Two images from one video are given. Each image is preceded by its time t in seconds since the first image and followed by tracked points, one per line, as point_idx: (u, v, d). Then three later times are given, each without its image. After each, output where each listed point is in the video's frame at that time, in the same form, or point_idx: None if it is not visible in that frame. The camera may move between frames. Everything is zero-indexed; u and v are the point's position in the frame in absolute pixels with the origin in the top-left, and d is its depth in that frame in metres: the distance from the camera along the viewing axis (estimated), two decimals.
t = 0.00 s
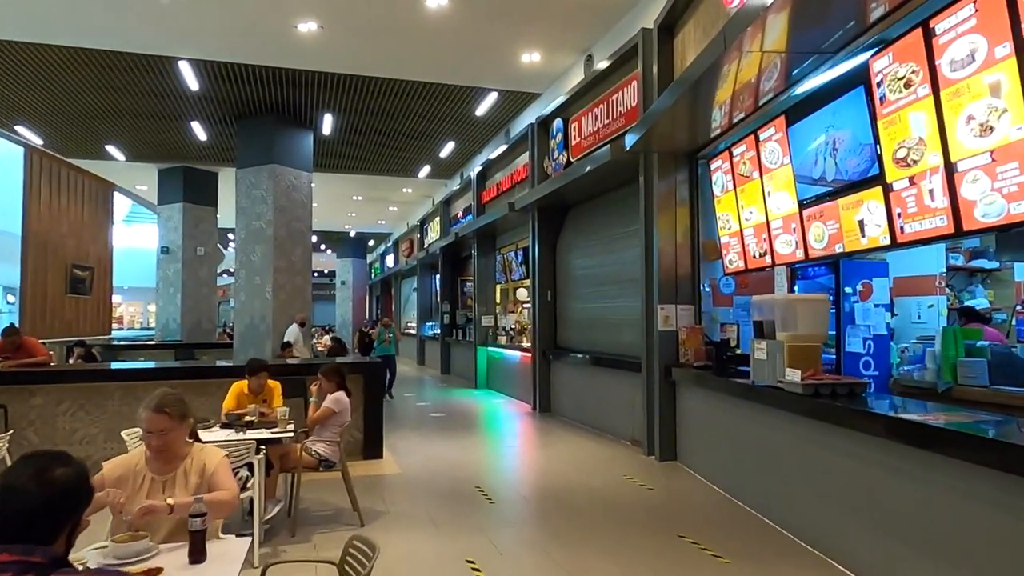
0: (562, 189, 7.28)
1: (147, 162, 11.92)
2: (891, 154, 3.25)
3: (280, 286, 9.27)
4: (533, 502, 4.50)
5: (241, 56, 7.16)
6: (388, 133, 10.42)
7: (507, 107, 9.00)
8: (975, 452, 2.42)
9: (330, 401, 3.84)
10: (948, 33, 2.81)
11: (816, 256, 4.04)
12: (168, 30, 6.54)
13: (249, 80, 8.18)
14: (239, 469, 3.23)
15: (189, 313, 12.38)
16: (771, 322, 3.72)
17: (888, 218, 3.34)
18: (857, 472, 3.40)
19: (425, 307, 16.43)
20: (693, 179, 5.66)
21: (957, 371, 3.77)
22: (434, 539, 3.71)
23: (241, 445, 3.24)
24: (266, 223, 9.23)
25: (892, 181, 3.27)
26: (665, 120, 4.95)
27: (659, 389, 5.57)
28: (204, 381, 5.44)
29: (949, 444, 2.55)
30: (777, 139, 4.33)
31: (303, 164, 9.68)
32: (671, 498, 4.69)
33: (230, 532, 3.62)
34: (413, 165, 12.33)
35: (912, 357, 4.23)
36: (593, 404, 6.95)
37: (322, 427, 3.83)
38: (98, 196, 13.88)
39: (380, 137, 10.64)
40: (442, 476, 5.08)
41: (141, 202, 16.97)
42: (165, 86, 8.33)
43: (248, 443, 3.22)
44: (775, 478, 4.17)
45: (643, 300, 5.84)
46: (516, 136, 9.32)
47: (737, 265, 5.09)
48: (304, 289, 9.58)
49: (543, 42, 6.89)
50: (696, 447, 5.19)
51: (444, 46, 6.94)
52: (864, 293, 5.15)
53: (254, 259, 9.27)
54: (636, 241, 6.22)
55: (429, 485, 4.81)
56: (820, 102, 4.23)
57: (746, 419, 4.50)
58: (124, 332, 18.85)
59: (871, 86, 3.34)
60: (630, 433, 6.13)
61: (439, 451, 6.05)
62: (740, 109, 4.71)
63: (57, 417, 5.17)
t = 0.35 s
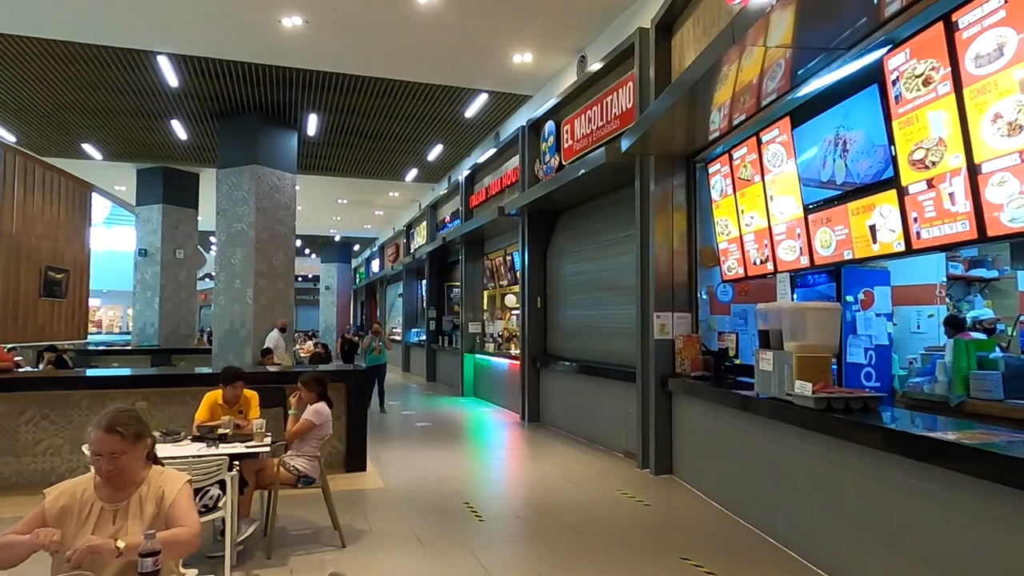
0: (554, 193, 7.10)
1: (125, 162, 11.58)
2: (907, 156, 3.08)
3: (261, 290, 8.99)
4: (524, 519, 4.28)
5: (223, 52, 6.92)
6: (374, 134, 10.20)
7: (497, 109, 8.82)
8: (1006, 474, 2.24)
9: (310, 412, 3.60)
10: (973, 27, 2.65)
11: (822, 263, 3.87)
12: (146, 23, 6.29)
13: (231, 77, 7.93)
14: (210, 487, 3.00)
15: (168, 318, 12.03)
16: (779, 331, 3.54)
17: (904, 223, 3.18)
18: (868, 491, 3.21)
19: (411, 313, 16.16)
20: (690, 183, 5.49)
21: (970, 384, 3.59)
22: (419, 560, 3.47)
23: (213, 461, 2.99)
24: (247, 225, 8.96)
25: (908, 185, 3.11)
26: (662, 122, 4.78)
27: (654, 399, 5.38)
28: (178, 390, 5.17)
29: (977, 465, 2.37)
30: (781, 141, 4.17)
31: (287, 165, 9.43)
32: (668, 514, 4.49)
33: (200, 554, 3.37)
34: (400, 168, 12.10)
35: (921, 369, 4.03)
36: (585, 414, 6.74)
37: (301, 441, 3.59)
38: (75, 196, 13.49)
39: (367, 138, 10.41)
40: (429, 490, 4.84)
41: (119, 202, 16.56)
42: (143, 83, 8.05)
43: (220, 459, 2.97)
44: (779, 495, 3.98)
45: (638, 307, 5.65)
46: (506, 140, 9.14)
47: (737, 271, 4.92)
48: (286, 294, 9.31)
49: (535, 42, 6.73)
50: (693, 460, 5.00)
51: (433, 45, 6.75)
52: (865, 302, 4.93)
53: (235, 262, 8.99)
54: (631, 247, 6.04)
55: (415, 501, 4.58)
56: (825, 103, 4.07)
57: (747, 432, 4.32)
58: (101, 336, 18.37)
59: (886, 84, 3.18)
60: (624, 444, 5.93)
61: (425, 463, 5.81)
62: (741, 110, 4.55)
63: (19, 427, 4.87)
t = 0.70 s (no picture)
0: (544, 196, 6.90)
1: (104, 162, 11.26)
2: (924, 154, 2.90)
3: (241, 295, 8.70)
4: (512, 538, 4.05)
5: (202, 47, 6.68)
6: (360, 136, 9.96)
7: (487, 111, 8.63)
8: None
9: (283, 425, 3.36)
10: (999, 15, 2.47)
11: (828, 270, 3.69)
12: (121, 16, 6.04)
13: (211, 74, 7.67)
14: (170, 508, 2.72)
15: (146, 322, 11.68)
16: (783, 341, 3.34)
17: (918, 226, 2.99)
18: (880, 512, 3.01)
19: (397, 319, 15.89)
20: (687, 187, 5.30)
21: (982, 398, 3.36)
22: None
23: (175, 479, 2.72)
24: (227, 227, 8.68)
25: (923, 186, 2.93)
26: (658, 121, 4.59)
27: (648, 411, 5.17)
28: (148, 399, 4.89)
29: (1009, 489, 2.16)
30: (784, 141, 4.00)
31: (269, 166, 9.17)
32: (664, 532, 4.27)
33: None
34: (387, 171, 11.86)
35: (931, 381, 3.82)
36: (575, 425, 6.52)
37: (274, 456, 3.35)
38: (52, 197, 13.13)
39: (353, 140, 10.17)
40: (412, 507, 4.60)
41: (99, 204, 16.18)
42: (120, 79, 7.78)
43: (180, 478, 2.72)
44: (782, 515, 3.76)
45: (632, 314, 5.45)
46: (495, 142, 8.94)
47: (735, 277, 4.73)
48: (267, 299, 9.03)
49: (527, 40, 6.55)
50: (690, 475, 4.78)
51: (421, 42, 6.55)
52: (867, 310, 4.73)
53: (214, 266, 8.70)
54: (624, 252, 5.84)
55: (397, 519, 4.33)
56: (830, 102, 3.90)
57: (748, 447, 4.11)
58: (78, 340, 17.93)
59: (899, 79, 3.01)
60: (616, 457, 5.71)
61: (410, 476, 5.56)
62: (740, 110, 4.37)
63: None
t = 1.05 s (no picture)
0: (536, 200, 6.71)
1: (84, 163, 10.97)
2: (943, 154, 2.73)
3: (224, 300, 8.44)
4: (502, 558, 3.83)
5: (183, 42, 6.45)
6: (348, 138, 9.75)
7: (477, 113, 8.44)
8: None
9: (258, 440, 3.12)
10: None
11: (836, 277, 3.51)
12: (98, 9, 5.81)
13: (194, 71, 7.43)
14: (128, 532, 2.49)
15: (126, 328, 11.37)
16: (792, 351, 3.15)
17: (937, 230, 2.82)
18: (898, 534, 2.81)
19: (386, 326, 15.64)
20: (685, 190, 5.12)
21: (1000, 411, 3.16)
22: None
23: (135, 501, 2.49)
24: (210, 230, 8.43)
25: (942, 187, 2.76)
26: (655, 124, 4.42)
27: (644, 422, 4.97)
28: (119, 409, 4.64)
29: None
30: (789, 142, 3.82)
31: (254, 168, 8.93)
32: (662, 551, 4.06)
33: None
34: (376, 174, 11.64)
35: (944, 395, 3.62)
36: (569, 436, 6.30)
37: (246, 474, 3.13)
38: (32, 198, 12.79)
39: (341, 142, 9.96)
40: (397, 524, 4.37)
41: (81, 206, 15.85)
42: (99, 75, 7.53)
43: (139, 500, 2.48)
44: (788, 536, 3.56)
45: (628, 323, 5.25)
46: (486, 145, 8.75)
47: (735, 284, 4.55)
48: (251, 304, 8.78)
49: (520, 40, 6.37)
50: (689, 491, 4.58)
51: (411, 41, 6.36)
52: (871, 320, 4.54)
53: (196, 270, 8.45)
54: (620, 258, 5.65)
55: (381, 538, 4.09)
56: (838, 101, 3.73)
57: (751, 462, 3.91)
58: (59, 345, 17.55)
59: (916, 74, 2.84)
60: (611, 471, 5.50)
61: (396, 490, 5.33)
62: (742, 110, 4.20)
63: None
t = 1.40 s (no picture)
0: (536, 202, 6.51)
1: (72, 162, 10.72)
2: (981, 147, 2.53)
3: (213, 303, 8.20)
4: None
5: (171, 36, 6.23)
6: (343, 138, 9.53)
7: (475, 113, 8.23)
8: None
9: (240, 452, 2.91)
10: None
11: (857, 280, 3.31)
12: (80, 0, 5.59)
13: (183, 67, 7.21)
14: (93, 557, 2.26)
15: (114, 331, 11.10)
16: (816, 359, 2.95)
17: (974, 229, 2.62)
18: (928, 558, 2.59)
19: (381, 330, 15.41)
20: (692, 191, 4.92)
21: None
22: None
23: (101, 522, 2.26)
24: (199, 231, 8.19)
25: (979, 183, 2.57)
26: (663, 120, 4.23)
27: (649, 432, 4.75)
28: (97, 417, 4.40)
29: None
30: (807, 138, 3.63)
31: (245, 168, 8.71)
32: (670, 570, 3.83)
33: None
34: (371, 176, 11.42)
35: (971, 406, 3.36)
36: (570, 445, 6.08)
37: (228, 489, 2.90)
38: (19, 199, 12.52)
39: (335, 142, 9.74)
40: (390, 540, 4.13)
41: (70, 207, 15.57)
42: (85, 71, 7.30)
43: (106, 521, 2.25)
44: (806, 555, 3.35)
45: (632, 328, 5.05)
46: (484, 146, 8.55)
47: (746, 288, 4.35)
48: (241, 307, 8.54)
49: (520, 36, 6.18)
50: (697, 504, 4.36)
51: (408, 36, 6.16)
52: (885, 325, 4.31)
53: (185, 272, 8.21)
54: (623, 260, 5.45)
55: (372, 555, 3.85)
56: (858, 94, 3.54)
57: (765, 476, 3.69)
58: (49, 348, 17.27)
59: (950, 63, 2.65)
60: (613, 482, 5.28)
61: (390, 502, 5.10)
62: (753, 106, 4.01)
63: None
